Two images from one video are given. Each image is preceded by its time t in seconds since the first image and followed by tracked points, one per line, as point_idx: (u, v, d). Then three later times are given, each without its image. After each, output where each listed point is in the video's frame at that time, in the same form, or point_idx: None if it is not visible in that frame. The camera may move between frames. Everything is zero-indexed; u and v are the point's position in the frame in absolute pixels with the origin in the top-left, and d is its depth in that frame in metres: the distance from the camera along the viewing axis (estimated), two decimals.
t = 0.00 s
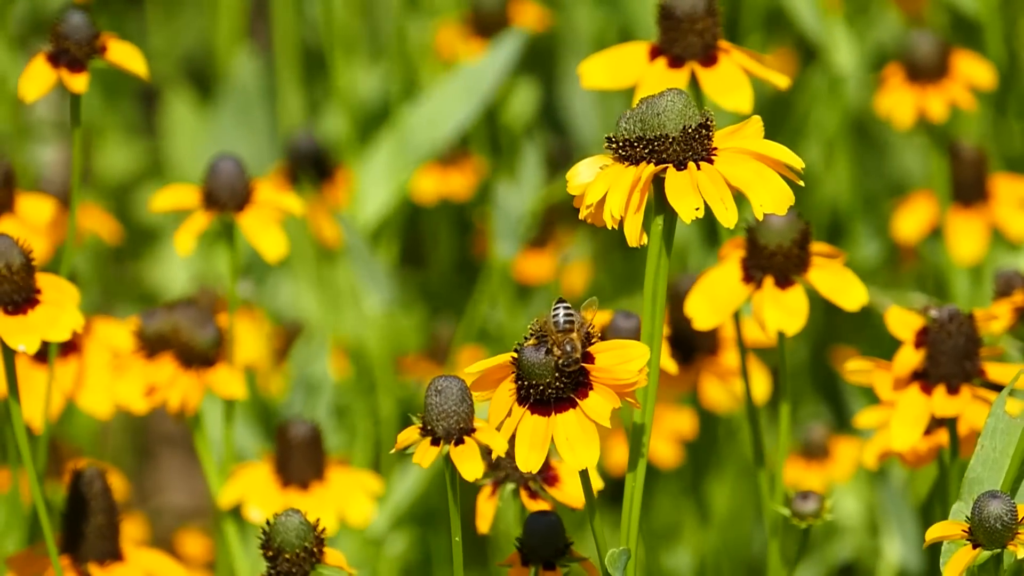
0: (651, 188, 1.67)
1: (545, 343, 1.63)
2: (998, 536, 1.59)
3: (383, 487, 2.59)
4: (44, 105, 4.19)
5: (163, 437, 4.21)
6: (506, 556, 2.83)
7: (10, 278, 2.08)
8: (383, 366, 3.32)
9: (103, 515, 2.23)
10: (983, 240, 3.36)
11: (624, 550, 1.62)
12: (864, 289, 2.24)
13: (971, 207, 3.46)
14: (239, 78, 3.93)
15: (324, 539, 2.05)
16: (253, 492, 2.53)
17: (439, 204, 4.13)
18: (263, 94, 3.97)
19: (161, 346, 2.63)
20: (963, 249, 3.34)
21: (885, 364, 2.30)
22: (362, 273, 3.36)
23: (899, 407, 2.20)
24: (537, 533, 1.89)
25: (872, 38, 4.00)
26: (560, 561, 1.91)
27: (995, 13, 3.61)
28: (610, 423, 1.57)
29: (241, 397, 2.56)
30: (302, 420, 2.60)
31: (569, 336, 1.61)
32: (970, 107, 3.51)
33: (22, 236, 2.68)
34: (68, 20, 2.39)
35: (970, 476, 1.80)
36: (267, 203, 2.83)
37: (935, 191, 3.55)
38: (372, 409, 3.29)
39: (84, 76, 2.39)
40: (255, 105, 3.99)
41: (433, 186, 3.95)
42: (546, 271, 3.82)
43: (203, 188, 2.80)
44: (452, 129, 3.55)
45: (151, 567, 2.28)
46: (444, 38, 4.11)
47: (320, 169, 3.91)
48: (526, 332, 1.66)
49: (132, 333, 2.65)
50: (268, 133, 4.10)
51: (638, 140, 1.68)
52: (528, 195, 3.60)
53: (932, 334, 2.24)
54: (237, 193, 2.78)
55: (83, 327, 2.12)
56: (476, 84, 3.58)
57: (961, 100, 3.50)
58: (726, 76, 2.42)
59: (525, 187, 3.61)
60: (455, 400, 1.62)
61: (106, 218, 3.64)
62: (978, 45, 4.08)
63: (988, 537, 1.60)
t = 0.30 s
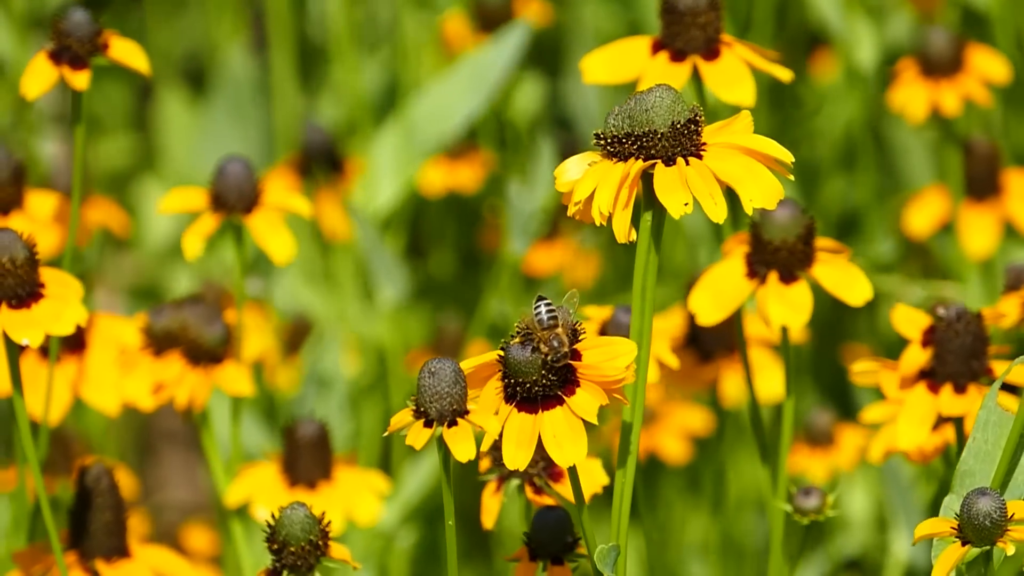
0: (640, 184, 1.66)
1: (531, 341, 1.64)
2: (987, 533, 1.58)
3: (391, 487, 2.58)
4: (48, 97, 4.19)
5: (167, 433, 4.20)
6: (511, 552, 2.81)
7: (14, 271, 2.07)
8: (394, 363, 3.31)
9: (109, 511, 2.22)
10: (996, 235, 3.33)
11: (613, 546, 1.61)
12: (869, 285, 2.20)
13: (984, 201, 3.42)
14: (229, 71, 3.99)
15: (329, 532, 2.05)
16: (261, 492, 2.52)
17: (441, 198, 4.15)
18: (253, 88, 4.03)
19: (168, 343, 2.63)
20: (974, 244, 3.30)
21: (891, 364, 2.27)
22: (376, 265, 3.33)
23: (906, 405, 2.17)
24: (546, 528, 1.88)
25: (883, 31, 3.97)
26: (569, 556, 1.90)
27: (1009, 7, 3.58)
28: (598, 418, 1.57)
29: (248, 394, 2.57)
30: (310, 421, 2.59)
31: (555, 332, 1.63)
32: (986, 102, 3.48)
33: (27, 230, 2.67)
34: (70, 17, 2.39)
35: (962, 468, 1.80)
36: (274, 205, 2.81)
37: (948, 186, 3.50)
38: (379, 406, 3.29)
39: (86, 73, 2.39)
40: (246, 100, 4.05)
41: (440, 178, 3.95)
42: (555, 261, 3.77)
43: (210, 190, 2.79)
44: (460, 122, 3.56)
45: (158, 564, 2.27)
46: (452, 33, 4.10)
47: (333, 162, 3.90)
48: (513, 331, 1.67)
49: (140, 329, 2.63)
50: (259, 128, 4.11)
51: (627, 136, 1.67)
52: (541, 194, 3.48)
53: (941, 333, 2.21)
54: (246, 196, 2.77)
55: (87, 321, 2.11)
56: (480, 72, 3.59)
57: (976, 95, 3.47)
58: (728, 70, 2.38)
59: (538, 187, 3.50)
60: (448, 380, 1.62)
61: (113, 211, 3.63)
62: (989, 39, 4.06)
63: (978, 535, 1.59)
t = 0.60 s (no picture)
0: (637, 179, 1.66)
1: (527, 337, 1.63)
2: (971, 529, 1.58)
3: (395, 484, 2.59)
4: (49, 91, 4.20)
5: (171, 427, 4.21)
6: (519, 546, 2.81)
7: (20, 264, 2.08)
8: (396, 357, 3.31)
9: (117, 510, 2.23)
10: (1007, 229, 3.34)
11: (611, 539, 1.63)
12: (880, 282, 2.20)
13: (995, 195, 3.42)
14: (228, 68, 4.00)
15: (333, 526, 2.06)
16: (264, 489, 2.53)
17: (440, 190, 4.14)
18: (252, 86, 4.02)
19: (173, 340, 2.64)
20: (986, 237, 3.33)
21: (899, 361, 2.26)
22: (391, 257, 3.40)
23: (914, 402, 2.17)
24: (564, 527, 1.90)
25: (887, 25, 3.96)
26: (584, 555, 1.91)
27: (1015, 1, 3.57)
28: (594, 413, 1.56)
29: (253, 390, 2.58)
30: (315, 419, 2.59)
31: (552, 328, 1.62)
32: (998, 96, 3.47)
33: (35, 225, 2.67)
34: (71, 17, 2.39)
35: (958, 460, 1.81)
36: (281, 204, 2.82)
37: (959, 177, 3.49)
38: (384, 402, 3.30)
39: (87, 73, 2.39)
40: (246, 97, 4.03)
41: (441, 170, 3.93)
42: (560, 250, 3.70)
43: (215, 189, 2.79)
44: (456, 113, 3.51)
45: (164, 562, 2.28)
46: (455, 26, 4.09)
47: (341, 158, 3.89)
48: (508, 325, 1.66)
49: (144, 326, 2.65)
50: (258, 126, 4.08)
51: (624, 132, 1.67)
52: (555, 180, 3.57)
53: (948, 331, 2.22)
54: (251, 195, 2.78)
55: (93, 314, 2.12)
56: (478, 66, 3.55)
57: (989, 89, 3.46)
58: (733, 65, 2.40)
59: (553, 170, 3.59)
60: (444, 371, 1.62)
61: (119, 205, 3.65)
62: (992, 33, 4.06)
63: (962, 530, 1.59)
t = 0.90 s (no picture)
0: (642, 173, 1.67)
1: (530, 330, 1.64)
2: (961, 521, 1.59)
3: (400, 478, 2.60)
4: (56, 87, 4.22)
5: (175, 424, 4.22)
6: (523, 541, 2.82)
7: (27, 255, 2.09)
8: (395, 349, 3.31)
9: (124, 511, 2.24)
10: (1011, 221, 3.37)
11: (616, 533, 1.63)
12: (891, 278, 2.20)
13: (998, 187, 3.45)
14: (231, 61, 4.00)
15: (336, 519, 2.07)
16: (269, 483, 2.54)
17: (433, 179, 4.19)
18: (257, 80, 4.04)
19: (176, 335, 2.64)
20: (989, 228, 3.36)
21: (908, 357, 2.27)
22: (393, 246, 3.31)
23: (921, 397, 2.17)
24: (573, 523, 1.90)
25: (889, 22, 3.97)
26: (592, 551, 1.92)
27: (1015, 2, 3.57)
28: (597, 404, 1.57)
29: (256, 385, 2.58)
30: (318, 412, 2.60)
31: (556, 321, 1.62)
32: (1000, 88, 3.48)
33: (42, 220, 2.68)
34: (76, 17, 2.40)
35: (962, 454, 1.82)
36: (282, 198, 2.83)
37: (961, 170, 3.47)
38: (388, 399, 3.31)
39: (93, 72, 2.39)
40: (247, 90, 4.04)
41: (440, 160, 4.03)
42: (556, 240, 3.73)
43: (217, 183, 2.80)
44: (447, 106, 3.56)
45: (171, 562, 2.29)
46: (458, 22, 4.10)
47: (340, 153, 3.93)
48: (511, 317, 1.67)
49: (147, 322, 2.66)
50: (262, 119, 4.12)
51: (628, 126, 1.68)
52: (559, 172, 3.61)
53: (956, 326, 2.23)
54: (253, 188, 2.78)
55: (99, 306, 2.13)
56: (471, 58, 3.56)
57: (991, 81, 3.48)
58: (745, 63, 2.40)
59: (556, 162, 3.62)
60: (444, 374, 1.63)
61: (123, 205, 3.65)
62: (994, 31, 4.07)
63: (954, 522, 1.60)
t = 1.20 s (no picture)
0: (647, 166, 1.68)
1: (537, 320, 1.66)
2: (957, 510, 1.60)
3: (403, 472, 2.62)
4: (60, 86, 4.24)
5: (177, 421, 4.24)
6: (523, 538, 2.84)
7: (30, 249, 2.11)
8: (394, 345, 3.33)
9: (128, 513, 2.25)
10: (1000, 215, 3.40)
11: (623, 526, 1.65)
12: (901, 272, 2.22)
13: (987, 181, 3.46)
14: (235, 58, 4.01)
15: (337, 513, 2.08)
16: (273, 477, 2.55)
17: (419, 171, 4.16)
18: (262, 75, 4.06)
19: (180, 331, 2.67)
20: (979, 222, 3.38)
21: (917, 356, 2.28)
22: (392, 244, 3.36)
23: (932, 397, 2.19)
24: (569, 519, 1.91)
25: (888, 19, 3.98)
26: (588, 548, 1.92)
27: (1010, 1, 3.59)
28: (603, 395, 1.60)
29: (261, 380, 2.59)
30: (321, 406, 2.61)
31: (563, 312, 1.64)
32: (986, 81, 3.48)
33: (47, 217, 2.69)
34: (93, 10, 2.41)
35: (967, 447, 1.84)
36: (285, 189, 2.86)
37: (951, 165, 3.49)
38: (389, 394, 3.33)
39: (109, 66, 2.41)
40: (251, 86, 4.06)
41: (437, 153, 4.03)
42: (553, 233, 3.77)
43: (221, 174, 2.82)
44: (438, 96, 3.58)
45: (174, 564, 2.31)
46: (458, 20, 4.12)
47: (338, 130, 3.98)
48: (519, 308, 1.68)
49: (153, 318, 2.69)
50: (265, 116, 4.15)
51: (633, 119, 1.69)
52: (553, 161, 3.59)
53: (965, 326, 2.24)
54: (256, 180, 2.80)
55: (102, 300, 2.15)
56: (459, 47, 3.57)
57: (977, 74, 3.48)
58: (755, 63, 2.40)
59: (549, 153, 3.60)
60: (449, 377, 1.66)
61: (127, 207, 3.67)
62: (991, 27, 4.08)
63: (948, 512, 1.61)
